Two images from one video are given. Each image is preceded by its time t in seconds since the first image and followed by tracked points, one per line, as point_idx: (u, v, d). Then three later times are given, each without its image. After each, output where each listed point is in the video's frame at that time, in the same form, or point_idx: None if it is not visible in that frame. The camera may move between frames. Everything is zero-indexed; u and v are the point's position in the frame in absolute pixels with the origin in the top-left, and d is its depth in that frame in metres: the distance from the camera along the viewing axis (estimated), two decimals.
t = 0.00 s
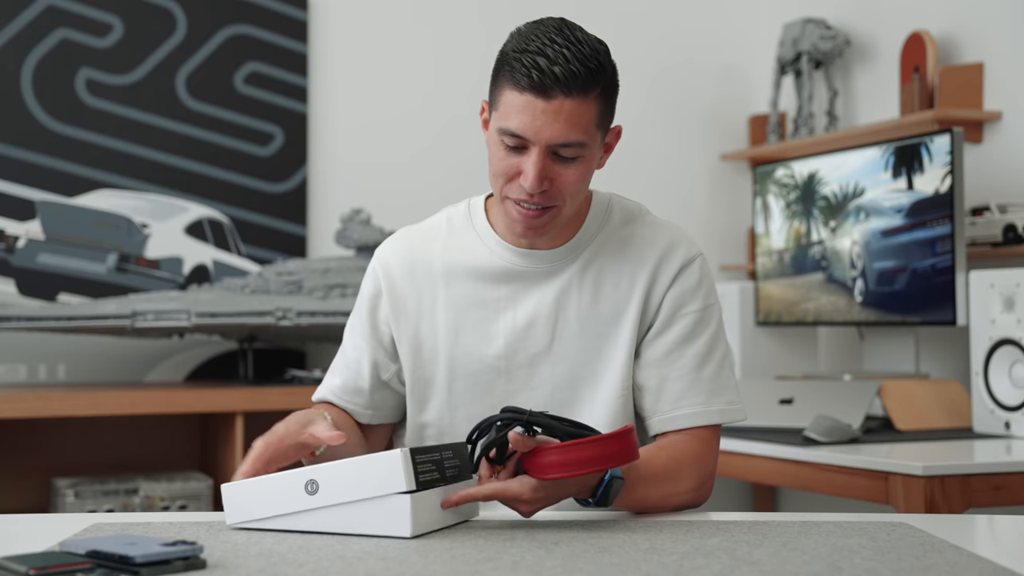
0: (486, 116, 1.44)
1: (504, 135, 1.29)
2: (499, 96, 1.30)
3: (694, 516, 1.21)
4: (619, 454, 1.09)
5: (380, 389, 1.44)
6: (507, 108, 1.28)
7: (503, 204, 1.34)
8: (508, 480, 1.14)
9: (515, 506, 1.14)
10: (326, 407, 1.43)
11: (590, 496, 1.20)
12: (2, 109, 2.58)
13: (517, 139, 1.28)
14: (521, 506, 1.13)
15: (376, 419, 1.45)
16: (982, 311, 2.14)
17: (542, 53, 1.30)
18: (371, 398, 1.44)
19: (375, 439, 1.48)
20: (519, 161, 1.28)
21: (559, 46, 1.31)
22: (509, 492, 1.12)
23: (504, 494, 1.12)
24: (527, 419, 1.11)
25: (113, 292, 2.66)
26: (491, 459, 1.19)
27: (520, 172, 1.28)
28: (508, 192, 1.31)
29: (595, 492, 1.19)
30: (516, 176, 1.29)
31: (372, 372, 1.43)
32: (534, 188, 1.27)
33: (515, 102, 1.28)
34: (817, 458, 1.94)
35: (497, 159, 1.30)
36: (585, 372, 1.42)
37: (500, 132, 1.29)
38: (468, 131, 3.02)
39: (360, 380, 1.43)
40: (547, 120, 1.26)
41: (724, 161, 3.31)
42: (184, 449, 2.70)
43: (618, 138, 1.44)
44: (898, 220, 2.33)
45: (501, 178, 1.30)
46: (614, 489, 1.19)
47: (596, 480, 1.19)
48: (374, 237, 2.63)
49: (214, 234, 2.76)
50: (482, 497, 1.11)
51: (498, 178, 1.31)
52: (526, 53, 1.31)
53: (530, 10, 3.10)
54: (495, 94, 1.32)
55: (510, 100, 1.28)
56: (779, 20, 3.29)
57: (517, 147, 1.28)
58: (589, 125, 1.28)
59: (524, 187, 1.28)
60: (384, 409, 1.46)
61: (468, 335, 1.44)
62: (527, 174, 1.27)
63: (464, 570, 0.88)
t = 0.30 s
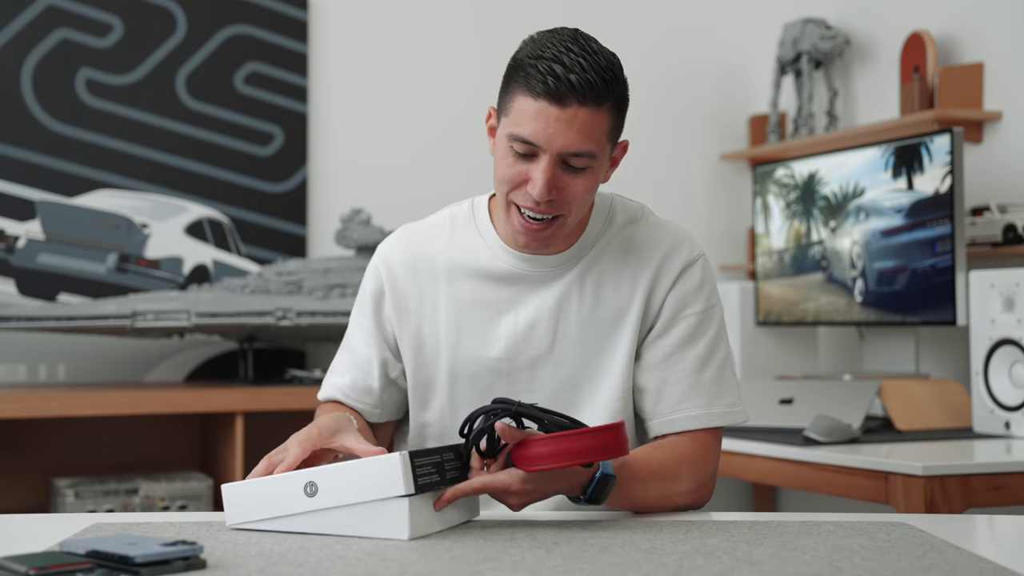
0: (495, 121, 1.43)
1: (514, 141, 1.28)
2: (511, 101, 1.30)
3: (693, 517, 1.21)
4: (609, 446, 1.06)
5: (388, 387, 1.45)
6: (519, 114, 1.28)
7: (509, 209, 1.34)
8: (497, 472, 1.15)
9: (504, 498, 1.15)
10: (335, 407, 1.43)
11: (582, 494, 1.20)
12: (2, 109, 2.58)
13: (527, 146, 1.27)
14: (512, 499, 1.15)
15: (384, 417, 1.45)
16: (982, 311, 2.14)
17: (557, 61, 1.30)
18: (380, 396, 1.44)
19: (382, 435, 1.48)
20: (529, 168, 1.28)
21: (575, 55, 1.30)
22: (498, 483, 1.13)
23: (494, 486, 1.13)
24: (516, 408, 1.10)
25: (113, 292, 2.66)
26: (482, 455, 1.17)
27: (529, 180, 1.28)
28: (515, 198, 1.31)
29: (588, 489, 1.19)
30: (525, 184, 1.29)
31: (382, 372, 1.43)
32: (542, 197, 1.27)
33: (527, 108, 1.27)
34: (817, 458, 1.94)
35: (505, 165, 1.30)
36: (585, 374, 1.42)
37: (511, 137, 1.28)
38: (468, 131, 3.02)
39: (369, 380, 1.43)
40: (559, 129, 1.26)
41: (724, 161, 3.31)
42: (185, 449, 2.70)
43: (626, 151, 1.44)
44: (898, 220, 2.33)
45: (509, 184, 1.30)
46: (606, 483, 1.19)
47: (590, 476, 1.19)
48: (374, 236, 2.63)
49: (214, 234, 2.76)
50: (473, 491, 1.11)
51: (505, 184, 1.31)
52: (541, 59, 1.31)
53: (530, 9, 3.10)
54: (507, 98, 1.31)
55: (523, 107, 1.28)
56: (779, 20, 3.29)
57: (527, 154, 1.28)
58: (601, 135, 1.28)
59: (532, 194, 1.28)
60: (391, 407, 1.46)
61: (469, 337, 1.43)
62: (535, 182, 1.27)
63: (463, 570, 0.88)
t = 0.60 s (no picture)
0: (508, 123, 1.43)
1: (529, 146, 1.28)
2: (525, 105, 1.29)
3: (693, 517, 1.21)
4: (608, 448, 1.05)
5: (391, 383, 1.44)
6: (534, 119, 1.27)
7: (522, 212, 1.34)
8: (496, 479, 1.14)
9: (505, 508, 1.14)
10: (333, 398, 1.41)
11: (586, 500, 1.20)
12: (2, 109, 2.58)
13: (542, 151, 1.27)
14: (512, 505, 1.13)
15: (382, 413, 1.45)
16: (982, 311, 2.14)
17: (573, 66, 1.29)
18: (382, 392, 1.43)
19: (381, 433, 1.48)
20: (543, 173, 1.28)
21: (591, 60, 1.30)
22: (498, 489, 1.12)
23: (493, 493, 1.12)
24: (513, 414, 1.10)
25: (113, 292, 2.66)
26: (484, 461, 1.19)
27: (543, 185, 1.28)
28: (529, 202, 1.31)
29: (590, 495, 1.19)
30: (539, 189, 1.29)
31: (388, 366, 1.43)
32: (556, 203, 1.27)
33: (543, 113, 1.27)
34: (817, 458, 1.94)
35: (520, 169, 1.30)
36: (590, 378, 1.42)
37: (525, 142, 1.28)
38: (468, 131, 3.02)
39: (373, 373, 1.42)
40: (574, 135, 1.26)
41: (724, 161, 3.31)
42: (185, 449, 2.70)
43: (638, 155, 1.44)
44: (898, 220, 2.33)
45: (523, 188, 1.30)
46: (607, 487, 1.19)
47: (591, 481, 1.19)
48: (374, 236, 2.63)
49: (214, 234, 2.76)
50: (471, 497, 1.11)
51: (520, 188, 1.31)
52: (556, 64, 1.30)
53: (530, 9, 3.10)
54: (522, 103, 1.31)
55: (538, 112, 1.27)
56: (779, 20, 3.29)
57: (542, 159, 1.28)
58: (616, 142, 1.28)
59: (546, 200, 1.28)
60: (390, 404, 1.46)
61: (475, 338, 1.43)
62: (550, 187, 1.27)
63: (463, 570, 0.88)
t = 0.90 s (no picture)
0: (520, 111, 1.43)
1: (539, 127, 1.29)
2: (536, 88, 1.30)
3: (694, 517, 1.21)
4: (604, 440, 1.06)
5: (392, 386, 1.44)
6: (545, 100, 1.28)
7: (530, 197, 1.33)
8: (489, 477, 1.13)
9: (496, 505, 1.13)
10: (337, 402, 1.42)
11: (579, 497, 1.19)
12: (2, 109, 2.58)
13: (551, 132, 1.27)
14: (507, 503, 1.12)
15: (388, 416, 1.45)
16: (982, 311, 2.14)
17: (585, 49, 1.30)
18: (383, 394, 1.43)
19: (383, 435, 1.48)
20: (552, 155, 1.28)
21: (603, 44, 1.31)
22: (491, 488, 1.11)
23: (486, 492, 1.10)
24: (504, 413, 1.11)
25: (113, 292, 2.66)
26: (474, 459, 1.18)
27: (551, 167, 1.28)
28: (536, 186, 1.31)
29: (583, 494, 1.18)
30: (547, 171, 1.29)
31: (385, 369, 1.43)
32: (563, 184, 1.27)
33: (553, 94, 1.27)
34: (816, 458, 1.94)
35: (529, 152, 1.30)
36: (598, 369, 1.42)
37: (535, 123, 1.29)
38: (468, 131, 3.02)
39: (371, 376, 1.42)
40: (583, 117, 1.26)
41: (724, 160, 3.31)
42: (185, 449, 2.70)
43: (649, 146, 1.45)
44: (898, 220, 2.33)
45: (531, 171, 1.30)
46: (601, 486, 1.18)
47: (584, 478, 1.18)
48: (374, 236, 2.63)
49: (214, 234, 2.76)
50: (465, 497, 1.08)
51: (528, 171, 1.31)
52: (569, 47, 1.31)
53: (530, 9, 3.10)
54: (533, 85, 1.31)
55: (548, 93, 1.28)
56: (779, 20, 3.29)
57: (551, 141, 1.28)
58: (625, 126, 1.29)
59: (553, 182, 1.28)
60: (395, 407, 1.46)
61: (484, 333, 1.43)
62: (558, 169, 1.27)
63: (464, 570, 0.88)
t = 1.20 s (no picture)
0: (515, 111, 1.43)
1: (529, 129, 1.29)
2: (527, 89, 1.30)
3: (694, 517, 1.21)
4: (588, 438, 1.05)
5: (395, 384, 1.44)
6: (536, 102, 1.28)
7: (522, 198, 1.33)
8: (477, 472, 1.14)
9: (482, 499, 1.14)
10: (343, 404, 1.42)
11: (567, 498, 1.19)
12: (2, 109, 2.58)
13: (542, 133, 1.28)
14: (489, 498, 1.13)
15: (389, 415, 1.45)
16: (982, 311, 2.14)
17: (574, 50, 1.30)
18: (386, 393, 1.43)
19: (385, 434, 1.48)
20: (542, 155, 1.28)
21: (593, 45, 1.31)
22: (476, 482, 1.11)
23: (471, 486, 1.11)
24: (492, 406, 1.11)
25: (113, 292, 2.66)
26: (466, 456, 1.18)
27: (542, 168, 1.28)
28: (528, 187, 1.31)
29: (571, 494, 1.18)
30: (538, 172, 1.29)
31: (389, 367, 1.43)
32: (554, 185, 1.27)
33: (543, 95, 1.28)
34: (817, 458, 1.94)
35: (520, 153, 1.30)
36: (595, 367, 1.41)
37: (525, 125, 1.29)
38: (468, 131, 3.02)
39: (376, 374, 1.42)
40: (572, 118, 1.26)
41: (724, 161, 3.31)
42: (185, 449, 2.70)
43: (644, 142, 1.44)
44: (898, 220, 2.33)
45: (522, 172, 1.30)
46: (590, 486, 1.18)
47: (572, 480, 1.18)
48: (374, 236, 2.62)
49: (214, 234, 2.76)
50: (451, 491, 1.07)
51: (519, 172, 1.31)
52: (560, 48, 1.31)
53: (530, 9, 3.10)
54: (524, 87, 1.32)
55: (539, 94, 1.28)
56: (779, 20, 3.29)
57: (542, 142, 1.28)
58: (615, 127, 1.29)
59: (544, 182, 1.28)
60: (398, 406, 1.45)
61: (480, 333, 1.43)
62: (549, 170, 1.27)
63: (464, 570, 0.88)
